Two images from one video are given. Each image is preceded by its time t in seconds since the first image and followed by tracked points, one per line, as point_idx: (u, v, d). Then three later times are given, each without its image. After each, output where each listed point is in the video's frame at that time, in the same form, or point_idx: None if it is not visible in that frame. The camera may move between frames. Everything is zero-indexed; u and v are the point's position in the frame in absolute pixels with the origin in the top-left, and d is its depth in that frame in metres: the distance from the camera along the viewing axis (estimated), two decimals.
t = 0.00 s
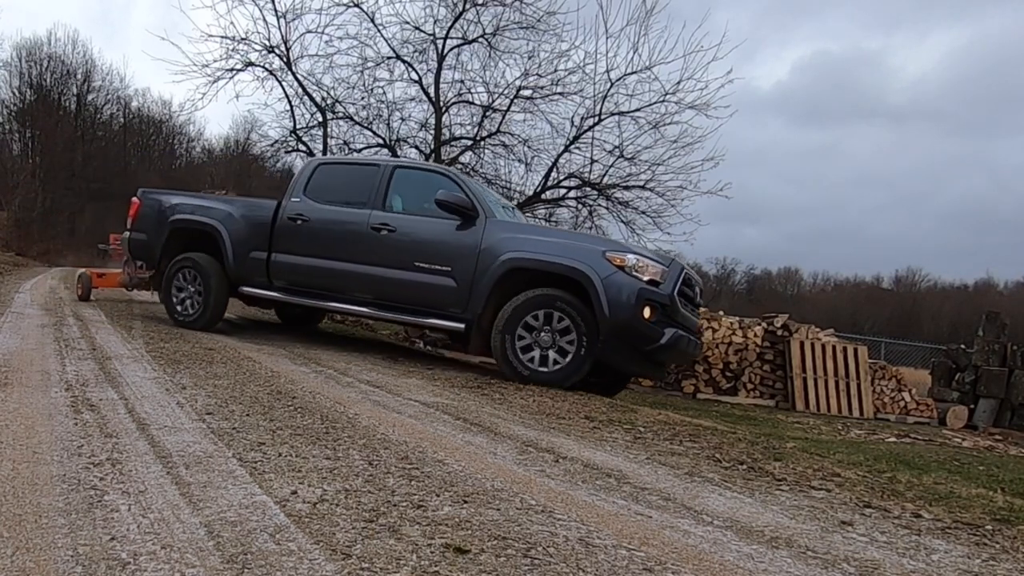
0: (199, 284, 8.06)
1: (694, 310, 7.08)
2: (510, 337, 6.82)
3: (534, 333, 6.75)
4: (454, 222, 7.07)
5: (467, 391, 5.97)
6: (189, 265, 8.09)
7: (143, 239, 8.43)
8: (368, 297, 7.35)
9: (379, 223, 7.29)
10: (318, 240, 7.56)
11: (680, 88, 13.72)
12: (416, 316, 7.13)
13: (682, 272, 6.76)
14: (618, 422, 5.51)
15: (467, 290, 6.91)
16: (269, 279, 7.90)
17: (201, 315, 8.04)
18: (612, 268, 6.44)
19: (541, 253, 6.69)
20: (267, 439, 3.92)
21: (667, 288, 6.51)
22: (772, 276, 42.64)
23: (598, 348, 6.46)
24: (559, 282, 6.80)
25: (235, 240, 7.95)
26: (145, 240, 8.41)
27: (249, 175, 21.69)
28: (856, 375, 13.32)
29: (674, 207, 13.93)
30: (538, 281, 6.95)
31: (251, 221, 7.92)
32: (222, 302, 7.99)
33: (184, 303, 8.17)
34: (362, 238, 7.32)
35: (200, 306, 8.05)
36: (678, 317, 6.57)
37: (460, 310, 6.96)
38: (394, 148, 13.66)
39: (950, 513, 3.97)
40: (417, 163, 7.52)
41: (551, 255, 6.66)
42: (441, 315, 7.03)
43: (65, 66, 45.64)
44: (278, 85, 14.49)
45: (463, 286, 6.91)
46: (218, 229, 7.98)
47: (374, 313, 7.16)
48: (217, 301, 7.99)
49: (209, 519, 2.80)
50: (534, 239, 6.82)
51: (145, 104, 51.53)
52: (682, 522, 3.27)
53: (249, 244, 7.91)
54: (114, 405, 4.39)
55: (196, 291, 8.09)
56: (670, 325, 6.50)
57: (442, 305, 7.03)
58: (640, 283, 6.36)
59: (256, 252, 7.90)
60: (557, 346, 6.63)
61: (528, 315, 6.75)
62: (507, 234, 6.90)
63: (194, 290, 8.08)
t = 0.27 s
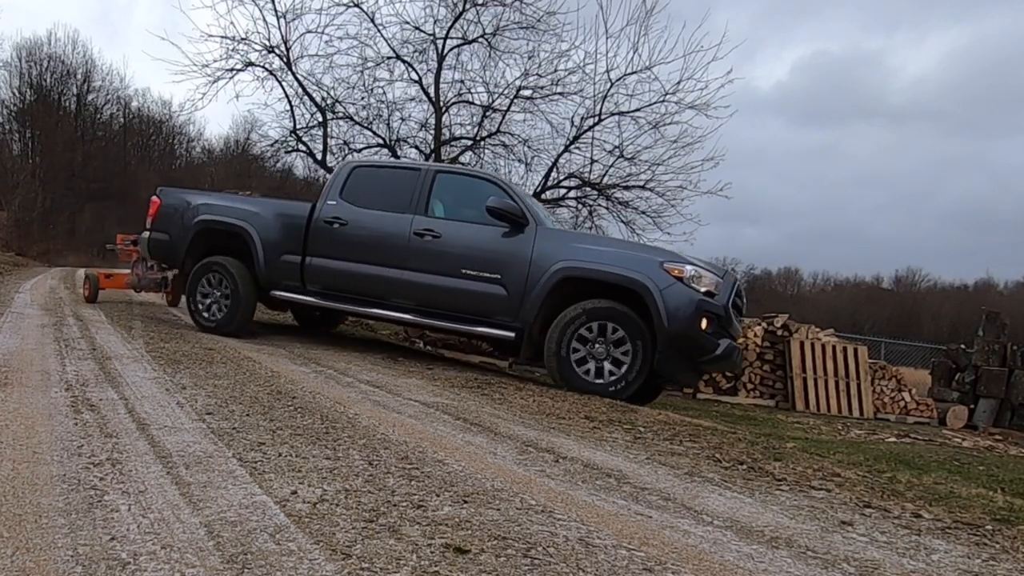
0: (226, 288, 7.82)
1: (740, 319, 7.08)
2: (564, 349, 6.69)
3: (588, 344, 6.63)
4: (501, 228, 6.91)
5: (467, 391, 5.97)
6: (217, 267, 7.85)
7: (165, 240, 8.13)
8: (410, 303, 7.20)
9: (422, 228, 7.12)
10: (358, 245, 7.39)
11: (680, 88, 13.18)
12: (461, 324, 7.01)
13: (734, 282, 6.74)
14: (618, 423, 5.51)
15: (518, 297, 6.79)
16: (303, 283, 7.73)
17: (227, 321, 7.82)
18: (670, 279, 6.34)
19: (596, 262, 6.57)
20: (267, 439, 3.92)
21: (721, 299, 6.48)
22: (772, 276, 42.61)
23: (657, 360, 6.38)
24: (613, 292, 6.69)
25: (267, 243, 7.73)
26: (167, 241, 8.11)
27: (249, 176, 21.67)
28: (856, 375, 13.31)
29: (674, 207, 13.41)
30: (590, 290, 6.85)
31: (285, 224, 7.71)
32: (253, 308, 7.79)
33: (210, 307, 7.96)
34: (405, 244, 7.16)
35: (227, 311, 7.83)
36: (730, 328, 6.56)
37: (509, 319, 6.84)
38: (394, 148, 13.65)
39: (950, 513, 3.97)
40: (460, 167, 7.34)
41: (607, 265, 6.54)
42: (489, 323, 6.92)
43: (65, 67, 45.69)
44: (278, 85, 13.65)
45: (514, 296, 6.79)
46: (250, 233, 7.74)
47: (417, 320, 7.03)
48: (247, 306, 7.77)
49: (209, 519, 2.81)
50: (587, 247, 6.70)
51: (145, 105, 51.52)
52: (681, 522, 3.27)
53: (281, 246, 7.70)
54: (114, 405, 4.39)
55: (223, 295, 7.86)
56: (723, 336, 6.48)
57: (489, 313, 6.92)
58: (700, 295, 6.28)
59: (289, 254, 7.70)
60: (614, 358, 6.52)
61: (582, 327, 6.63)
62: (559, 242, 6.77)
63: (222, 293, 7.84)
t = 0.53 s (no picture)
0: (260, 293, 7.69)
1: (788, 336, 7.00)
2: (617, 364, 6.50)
3: (644, 363, 6.45)
4: (549, 242, 6.74)
5: (467, 391, 5.97)
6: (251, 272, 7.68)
7: (191, 245, 7.87)
8: (454, 316, 7.04)
9: (468, 240, 6.94)
10: (398, 256, 7.19)
11: (680, 88, 13.06)
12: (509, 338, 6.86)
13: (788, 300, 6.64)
14: (618, 423, 5.50)
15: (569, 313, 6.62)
16: (339, 292, 7.54)
17: (258, 328, 7.71)
18: (728, 297, 6.21)
19: (652, 279, 6.41)
20: (267, 439, 3.92)
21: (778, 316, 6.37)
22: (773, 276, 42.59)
23: (715, 378, 6.28)
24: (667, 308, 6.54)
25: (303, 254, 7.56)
26: (193, 246, 7.86)
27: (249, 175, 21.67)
28: (856, 375, 13.31)
29: (673, 207, 13.36)
30: (641, 305, 6.70)
31: (322, 233, 7.52)
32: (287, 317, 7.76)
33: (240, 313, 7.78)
34: (449, 256, 6.98)
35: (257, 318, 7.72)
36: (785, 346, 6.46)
37: (560, 334, 6.68)
38: (394, 148, 13.66)
39: (950, 513, 3.97)
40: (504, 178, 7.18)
41: (663, 282, 6.39)
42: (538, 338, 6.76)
43: (65, 67, 45.78)
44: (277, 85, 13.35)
45: (565, 311, 6.62)
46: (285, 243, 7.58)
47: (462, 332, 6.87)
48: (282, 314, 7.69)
49: (209, 519, 2.81)
50: (641, 263, 6.54)
51: (145, 105, 51.57)
52: (682, 522, 3.27)
53: (318, 254, 7.52)
54: (114, 405, 4.39)
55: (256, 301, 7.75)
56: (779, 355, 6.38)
57: (538, 327, 6.76)
58: (759, 314, 6.17)
59: (325, 263, 7.52)
60: (671, 376, 6.37)
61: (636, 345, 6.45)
62: (611, 257, 6.61)
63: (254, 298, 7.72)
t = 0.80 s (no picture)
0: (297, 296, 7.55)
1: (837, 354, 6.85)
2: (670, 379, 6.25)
3: (698, 379, 6.20)
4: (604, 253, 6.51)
5: (467, 391, 5.97)
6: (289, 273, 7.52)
7: (223, 244, 7.63)
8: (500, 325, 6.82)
9: (516, 249, 6.71)
10: (443, 263, 6.95)
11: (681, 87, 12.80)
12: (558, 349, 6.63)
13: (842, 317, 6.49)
14: (618, 423, 5.50)
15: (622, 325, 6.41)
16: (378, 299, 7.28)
17: (288, 331, 7.58)
18: (786, 314, 6.05)
19: (709, 293, 6.21)
20: (267, 439, 3.92)
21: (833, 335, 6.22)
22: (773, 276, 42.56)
23: (770, 395, 6.13)
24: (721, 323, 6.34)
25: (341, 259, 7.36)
26: (225, 245, 7.62)
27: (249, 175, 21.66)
28: (856, 375, 13.31)
29: (674, 208, 13.24)
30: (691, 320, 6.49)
31: (363, 239, 7.32)
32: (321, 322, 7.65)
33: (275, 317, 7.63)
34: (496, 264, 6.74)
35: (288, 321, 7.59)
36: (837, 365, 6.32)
37: (612, 347, 6.45)
38: (394, 148, 13.65)
39: (950, 513, 3.97)
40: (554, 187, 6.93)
41: (720, 297, 6.19)
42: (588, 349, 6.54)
43: (65, 67, 45.78)
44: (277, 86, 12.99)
45: (619, 324, 6.41)
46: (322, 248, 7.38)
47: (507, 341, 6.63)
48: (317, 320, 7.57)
49: (209, 519, 2.81)
50: (697, 276, 6.34)
51: (145, 105, 51.54)
52: (682, 522, 3.27)
53: (358, 260, 7.31)
54: (114, 405, 4.39)
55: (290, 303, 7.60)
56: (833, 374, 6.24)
57: (589, 339, 6.54)
58: (818, 332, 6.03)
59: (365, 268, 7.30)
60: (726, 393, 6.15)
61: (691, 361, 6.19)
62: (665, 270, 6.42)
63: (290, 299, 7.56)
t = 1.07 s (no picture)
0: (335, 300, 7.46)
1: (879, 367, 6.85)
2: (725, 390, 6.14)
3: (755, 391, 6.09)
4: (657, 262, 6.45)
5: (467, 391, 5.97)
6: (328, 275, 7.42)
7: (256, 244, 7.54)
8: (546, 332, 6.72)
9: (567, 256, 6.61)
10: (489, 268, 6.83)
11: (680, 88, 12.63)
12: (606, 357, 6.55)
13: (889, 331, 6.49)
14: (618, 423, 5.50)
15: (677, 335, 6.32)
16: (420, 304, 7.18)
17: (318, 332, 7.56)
18: (842, 327, 6.02)
19: (766, 304, 6.14)
20: (267, 439, 3.92)
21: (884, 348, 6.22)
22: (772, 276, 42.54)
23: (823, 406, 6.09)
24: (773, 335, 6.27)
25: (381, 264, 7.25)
26: (258, 245, 7.53)
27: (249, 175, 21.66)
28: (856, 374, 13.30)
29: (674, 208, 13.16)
30: (742, 331, 6.41)
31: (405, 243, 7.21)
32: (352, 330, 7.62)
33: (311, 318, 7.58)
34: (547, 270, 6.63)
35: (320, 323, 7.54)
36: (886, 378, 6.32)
37: (663, 356, 6.38)
38: (394, 147, 13.65)
39: (950, 513, 3.97)
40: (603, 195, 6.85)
41: (775, 308, 6.13)
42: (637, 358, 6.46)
43: (65, 66, 45.79)
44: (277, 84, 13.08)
45: (673, 334, 6.32)
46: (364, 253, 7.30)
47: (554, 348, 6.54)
48: (352, 327, 7.47)
49: (209, 519, 2.81)
50: (751, 288, 6.28)
51: (145, 105, 51.52)
52: (682, 522, 3.27)
53: (401, 262, 7.21)
54: (114, 405, 4.39)
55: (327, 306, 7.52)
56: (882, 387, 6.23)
57: (639, 348, 6.44)
58: (873, 345, 6.03)
59: (407, 272, 7.19)
60: (782, 405, 6.07)
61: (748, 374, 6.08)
62: (718, 279, 6.34)
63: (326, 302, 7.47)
